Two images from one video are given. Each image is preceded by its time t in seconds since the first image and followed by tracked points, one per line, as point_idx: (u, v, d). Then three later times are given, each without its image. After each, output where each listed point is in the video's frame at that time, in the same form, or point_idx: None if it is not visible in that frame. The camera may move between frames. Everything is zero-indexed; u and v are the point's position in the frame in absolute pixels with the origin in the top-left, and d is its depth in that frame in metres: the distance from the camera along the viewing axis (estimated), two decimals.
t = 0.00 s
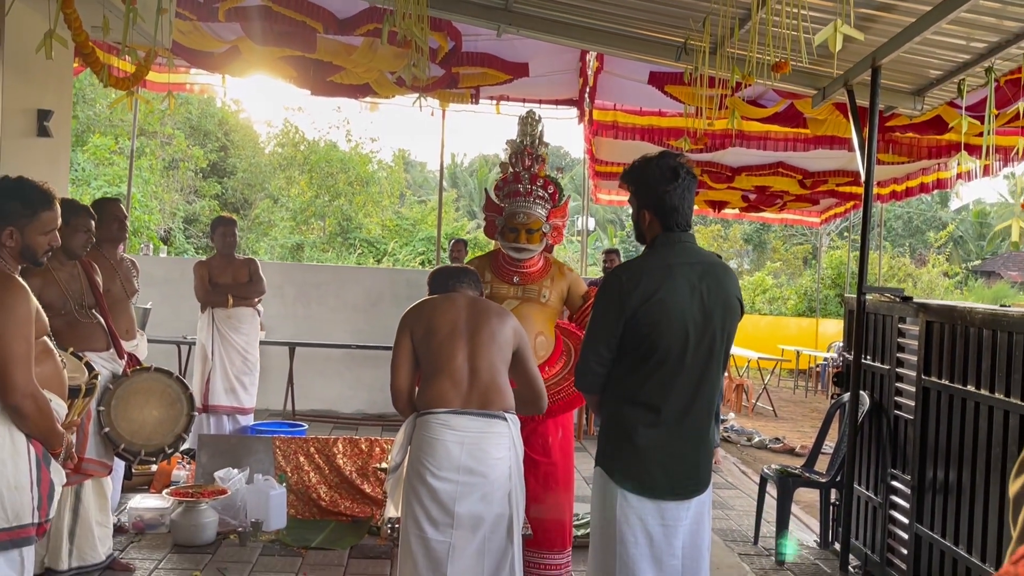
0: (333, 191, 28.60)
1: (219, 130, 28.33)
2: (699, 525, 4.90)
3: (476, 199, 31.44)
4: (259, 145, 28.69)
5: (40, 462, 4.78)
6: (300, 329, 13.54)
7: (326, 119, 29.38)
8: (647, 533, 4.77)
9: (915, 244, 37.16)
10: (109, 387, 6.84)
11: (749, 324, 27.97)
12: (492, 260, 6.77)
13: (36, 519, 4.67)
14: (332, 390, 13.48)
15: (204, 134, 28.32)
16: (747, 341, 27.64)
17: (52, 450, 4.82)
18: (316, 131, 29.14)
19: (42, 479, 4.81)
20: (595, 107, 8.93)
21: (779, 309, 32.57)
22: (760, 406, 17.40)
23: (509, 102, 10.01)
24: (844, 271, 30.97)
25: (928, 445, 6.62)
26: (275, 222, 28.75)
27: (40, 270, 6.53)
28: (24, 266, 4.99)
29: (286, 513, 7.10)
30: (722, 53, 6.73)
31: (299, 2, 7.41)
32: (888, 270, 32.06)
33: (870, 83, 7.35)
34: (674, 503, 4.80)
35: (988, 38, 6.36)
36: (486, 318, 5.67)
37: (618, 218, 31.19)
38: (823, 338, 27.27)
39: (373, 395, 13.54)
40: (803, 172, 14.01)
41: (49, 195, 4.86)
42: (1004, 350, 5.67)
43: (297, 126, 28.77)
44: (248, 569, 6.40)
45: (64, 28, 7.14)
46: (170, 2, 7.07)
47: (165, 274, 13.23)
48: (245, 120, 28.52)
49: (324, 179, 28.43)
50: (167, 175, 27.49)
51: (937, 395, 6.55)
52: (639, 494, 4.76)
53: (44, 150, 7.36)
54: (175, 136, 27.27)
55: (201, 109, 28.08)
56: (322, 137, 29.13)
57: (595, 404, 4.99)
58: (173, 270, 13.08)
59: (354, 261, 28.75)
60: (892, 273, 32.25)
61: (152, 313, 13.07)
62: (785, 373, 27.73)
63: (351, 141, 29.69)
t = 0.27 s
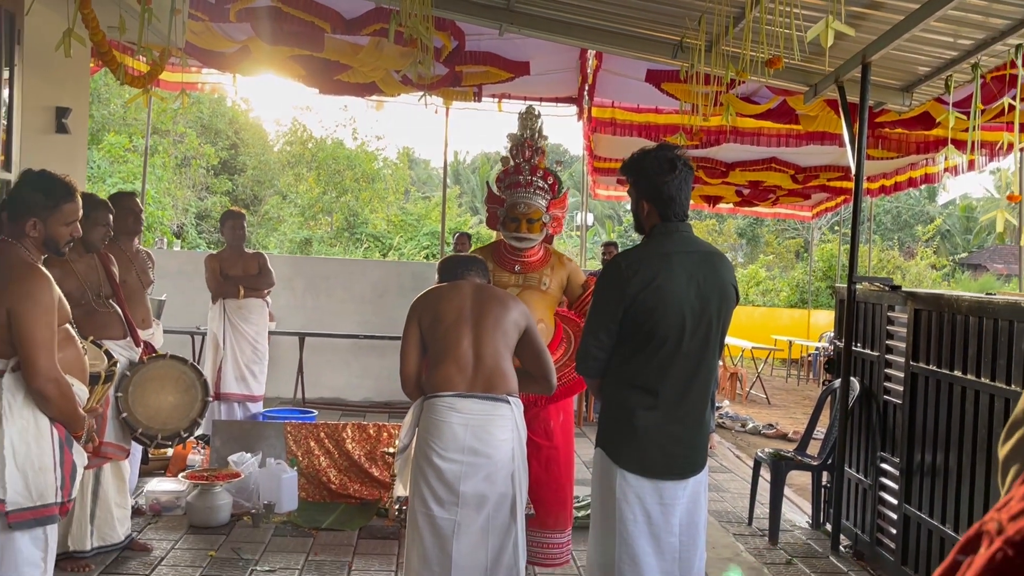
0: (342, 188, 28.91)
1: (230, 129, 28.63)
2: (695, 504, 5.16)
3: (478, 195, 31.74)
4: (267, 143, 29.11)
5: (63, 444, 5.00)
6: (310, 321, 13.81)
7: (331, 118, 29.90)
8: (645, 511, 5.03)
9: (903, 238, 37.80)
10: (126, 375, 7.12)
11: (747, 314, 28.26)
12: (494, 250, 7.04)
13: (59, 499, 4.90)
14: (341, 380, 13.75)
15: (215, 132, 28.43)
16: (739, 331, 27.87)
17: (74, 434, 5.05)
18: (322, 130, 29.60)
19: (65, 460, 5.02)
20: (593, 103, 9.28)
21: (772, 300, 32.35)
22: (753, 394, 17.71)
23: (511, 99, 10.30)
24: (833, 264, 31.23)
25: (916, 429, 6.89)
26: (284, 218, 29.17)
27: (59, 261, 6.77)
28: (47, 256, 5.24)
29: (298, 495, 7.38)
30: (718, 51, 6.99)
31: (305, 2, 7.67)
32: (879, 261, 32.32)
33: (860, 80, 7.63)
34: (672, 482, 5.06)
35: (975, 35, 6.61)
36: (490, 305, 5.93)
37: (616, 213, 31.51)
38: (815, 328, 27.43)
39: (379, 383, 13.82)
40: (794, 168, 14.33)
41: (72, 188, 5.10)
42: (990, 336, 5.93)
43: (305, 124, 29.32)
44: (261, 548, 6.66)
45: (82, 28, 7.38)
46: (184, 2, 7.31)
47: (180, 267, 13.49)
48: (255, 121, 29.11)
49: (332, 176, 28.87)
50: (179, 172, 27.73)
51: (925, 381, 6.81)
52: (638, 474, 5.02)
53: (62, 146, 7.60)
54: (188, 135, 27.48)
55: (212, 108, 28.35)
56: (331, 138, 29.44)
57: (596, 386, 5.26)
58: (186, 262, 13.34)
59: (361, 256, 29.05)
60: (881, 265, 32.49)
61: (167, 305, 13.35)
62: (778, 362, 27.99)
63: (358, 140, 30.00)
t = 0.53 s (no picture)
0: (347, 186, 29.11)
1: (236, 128, 28.54)
2: (693, 494, 5.31)
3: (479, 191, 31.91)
4: (274, 141, 29.05)
5: (75, 436, 5.18)
6: (315, 316, 13.96)
7: (336, 116, 30.06)
8: (645, 501, 5.19)
9: (897, 233, 37.62)
10: (137, 367, 7.27)
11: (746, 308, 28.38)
12: (495, 245, 7.18)
13: (71, 490, 5.07)
14: (346, 374, 13.93)
15: (220, 130, 28.51)
16: (736, 325, 28.02)
17: (85, 427, 5.21)
18: (327, 128, 29.66)
19: (77, 452, 5.20)
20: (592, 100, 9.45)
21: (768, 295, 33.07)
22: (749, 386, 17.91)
23: (511, 97, 10.46)
24: (827, 259, 31.33)
25: (910, 421, 7.05)
26: (290, 215, 29.06)
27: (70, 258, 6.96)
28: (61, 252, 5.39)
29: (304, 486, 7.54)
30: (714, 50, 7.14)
31: (312, 3, 7.76)
32: (872, 256, 31.78)
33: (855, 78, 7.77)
34: (670, 473, 5.23)
35: (967, 33, 6.76)
36: (493, 300, 6.08)
37: (615, 208, 31.60)
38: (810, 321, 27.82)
39: (383, 377, 13.98)
40: (791, 164, 14.56)
41: (84, 185, 5.25)
42: (981, 328, 6.09)
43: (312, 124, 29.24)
44: (269, 538, 6.82)
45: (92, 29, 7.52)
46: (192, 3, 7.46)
47: (188, 264, 13.65)
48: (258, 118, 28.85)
49: (336, 174, 29.03)
50: (187, 170, 27.86)
51: (918, 373, 6.97)
52: (637, 465, 5.18)
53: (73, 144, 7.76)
54: (195, 134, 27.57)
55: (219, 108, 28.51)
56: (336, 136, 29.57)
57: (596, 379, 5.42)
58: (194, 258, 13.49)
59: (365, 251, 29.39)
60: (876, 260, 31.97)
61: (176, 300, 13.49)
62: (775, 355, 28.19)
63: (363, 138, 30.12)
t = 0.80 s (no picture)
0: (348, 183, 29.10)
1: (240, 126, 28.96)
2: (691, 490, 5.33)
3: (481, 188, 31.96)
4: (274, 138, 29.29)
5: (76, 435, 5.20)
6: (316, 314, 14.01)
7: (337, 114, 30.22)
8: (642, 497, 5.21)
9: (897, 230, 38.35)
10: (137, 366, 7.32)
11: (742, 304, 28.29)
12: (495, 242, 7.20)
13: (72, 488, 5.10)
14: (348, 372, 13.98)
15: (222, 128, 28.93)
16: (737, 321, 28.04)
17: (86, 425, 5.24)
18: (328, 126, 29.88)
19: (78, 450, 5.22)
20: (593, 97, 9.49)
21: (768, 291, 32.99)
22: (750, 382, 17.94)
23: (511, 95, 10.49)
24: (828, 255, 31.28)
25: (908, 417, 7.05)
26: (290, 212, 29.16)
27: (70, 258, 6.98)
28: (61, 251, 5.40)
29: (305, 484, 7.58)
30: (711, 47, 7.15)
31: (312, 2, 7.75)
32: (873, 251, 31.97)
33: (853, 74, 7.76)
34: (667, 470, 5.24)
35: (963, 31, 6.75)
36: (492, 298, 6.09)
37: (617, 205, 31.60)
38: (811, 318, 27.75)
39: (385, 374, 14.02)
40: (791, 161, 14.58)
41: (83, 184, 5.27)
42: (978, 325, 6.09)
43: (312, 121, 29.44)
44: (270, 535, 6.86)
45: (92, 29, 7.54)
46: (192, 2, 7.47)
47: (189, 262, 13.70)
48: (263, 116, 29.22)
49: (337, 171, 29.01)
50: (188, 168, 27.94)
51: (916, 369, 6.97)
52: (634, 460, 5.19)
53: (73, 144, 7.79)
54: (195, 131, 27.63)
55: (222, 106, 28.84)
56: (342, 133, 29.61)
57: (594, 375, 5.44)
58: (196, 256, 13.53)
59: (366, 248, 29.16)
60: (878, 255, 32.02)
61: (177, 299, 13.54)
62: (777, 351, 28.29)
63: (365, 135, 30.14)
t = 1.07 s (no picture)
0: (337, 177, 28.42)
1: (220, 117, 28.08)
2: (700, 503, 4.87)
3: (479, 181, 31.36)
4: (260, 130, 28.46)
5: (46, 446, 4.68)
6: (302, 317, 13.55)
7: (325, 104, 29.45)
8: (648, 511, 4.75)
9: (924, 224, 37.18)
10: (112, 373, 6.91)
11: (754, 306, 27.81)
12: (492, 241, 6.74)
13: (42, 503, 4.55)
14: (334, 376, 13.51)
15: (205, 120, 28.05)
16: (753, 323, 27.53)
17: (57, 435, 4.72)
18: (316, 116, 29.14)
19: (49, 463, 4.70)
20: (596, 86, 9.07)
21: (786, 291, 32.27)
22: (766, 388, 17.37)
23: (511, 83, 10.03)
24: (849, 253, 30.53)
25: (931, 425, 6.59)
26: (277, 209, 28.60)
27: (41, 259, 6.52)
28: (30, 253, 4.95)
29: (291, 497, 7.15)
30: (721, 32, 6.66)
31: None
32: (897, 249, 31.99)
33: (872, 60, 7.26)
34: (675, 481, 4.78)
35: (990, 13, 6.27)
36: (489, 300, 5.64)
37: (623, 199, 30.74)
38: (831, 318, 27.29)
39: (375, 380, 13.56)
40: (807, 152, 14.01)
41: (54, 181, 4.82)
42: (1005, 326, 5.62)
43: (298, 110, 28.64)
44: (254, 552, 6.42)
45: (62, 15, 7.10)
46: None
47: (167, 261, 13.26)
48: (246, 107, 28.41)
49: (326, 164, 28.31)
50: (167, 162, 27.42)
51: (940, 373, 6.50)
52: (638, 472, 4.74)
53: (44, 138, 7.36)
54: (175, 123, 27.15)
55: (202, 96, 27.84)
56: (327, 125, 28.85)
57: (595, 382, 5.00)
58: (175, 256, 13.13)
59: (357, 246, 28.52)
60: (901, 252, 32.13)
61: (155, 301, 13.07)
62: (794, 354, 27.80)
63: (354, 126, 29.53)
